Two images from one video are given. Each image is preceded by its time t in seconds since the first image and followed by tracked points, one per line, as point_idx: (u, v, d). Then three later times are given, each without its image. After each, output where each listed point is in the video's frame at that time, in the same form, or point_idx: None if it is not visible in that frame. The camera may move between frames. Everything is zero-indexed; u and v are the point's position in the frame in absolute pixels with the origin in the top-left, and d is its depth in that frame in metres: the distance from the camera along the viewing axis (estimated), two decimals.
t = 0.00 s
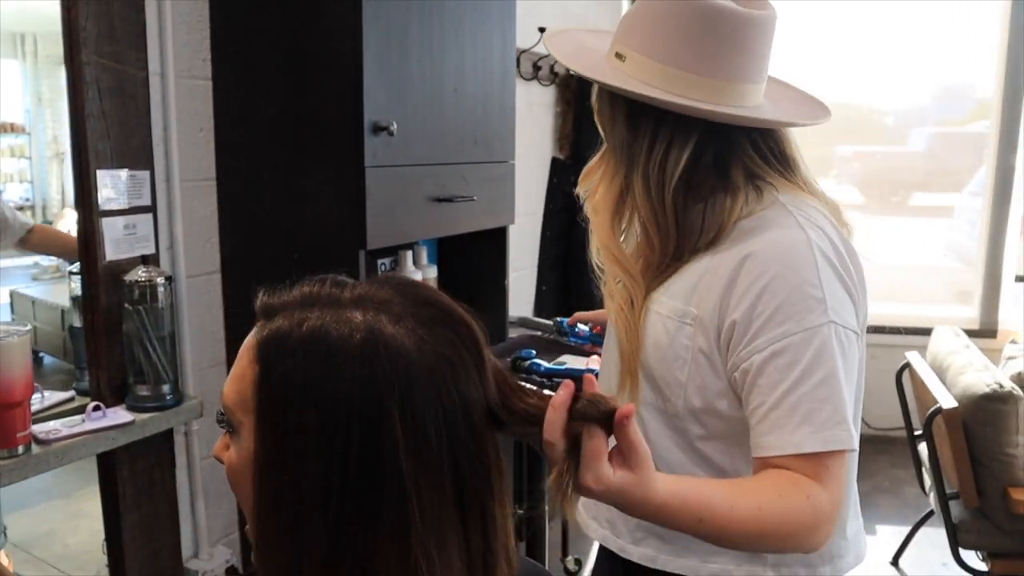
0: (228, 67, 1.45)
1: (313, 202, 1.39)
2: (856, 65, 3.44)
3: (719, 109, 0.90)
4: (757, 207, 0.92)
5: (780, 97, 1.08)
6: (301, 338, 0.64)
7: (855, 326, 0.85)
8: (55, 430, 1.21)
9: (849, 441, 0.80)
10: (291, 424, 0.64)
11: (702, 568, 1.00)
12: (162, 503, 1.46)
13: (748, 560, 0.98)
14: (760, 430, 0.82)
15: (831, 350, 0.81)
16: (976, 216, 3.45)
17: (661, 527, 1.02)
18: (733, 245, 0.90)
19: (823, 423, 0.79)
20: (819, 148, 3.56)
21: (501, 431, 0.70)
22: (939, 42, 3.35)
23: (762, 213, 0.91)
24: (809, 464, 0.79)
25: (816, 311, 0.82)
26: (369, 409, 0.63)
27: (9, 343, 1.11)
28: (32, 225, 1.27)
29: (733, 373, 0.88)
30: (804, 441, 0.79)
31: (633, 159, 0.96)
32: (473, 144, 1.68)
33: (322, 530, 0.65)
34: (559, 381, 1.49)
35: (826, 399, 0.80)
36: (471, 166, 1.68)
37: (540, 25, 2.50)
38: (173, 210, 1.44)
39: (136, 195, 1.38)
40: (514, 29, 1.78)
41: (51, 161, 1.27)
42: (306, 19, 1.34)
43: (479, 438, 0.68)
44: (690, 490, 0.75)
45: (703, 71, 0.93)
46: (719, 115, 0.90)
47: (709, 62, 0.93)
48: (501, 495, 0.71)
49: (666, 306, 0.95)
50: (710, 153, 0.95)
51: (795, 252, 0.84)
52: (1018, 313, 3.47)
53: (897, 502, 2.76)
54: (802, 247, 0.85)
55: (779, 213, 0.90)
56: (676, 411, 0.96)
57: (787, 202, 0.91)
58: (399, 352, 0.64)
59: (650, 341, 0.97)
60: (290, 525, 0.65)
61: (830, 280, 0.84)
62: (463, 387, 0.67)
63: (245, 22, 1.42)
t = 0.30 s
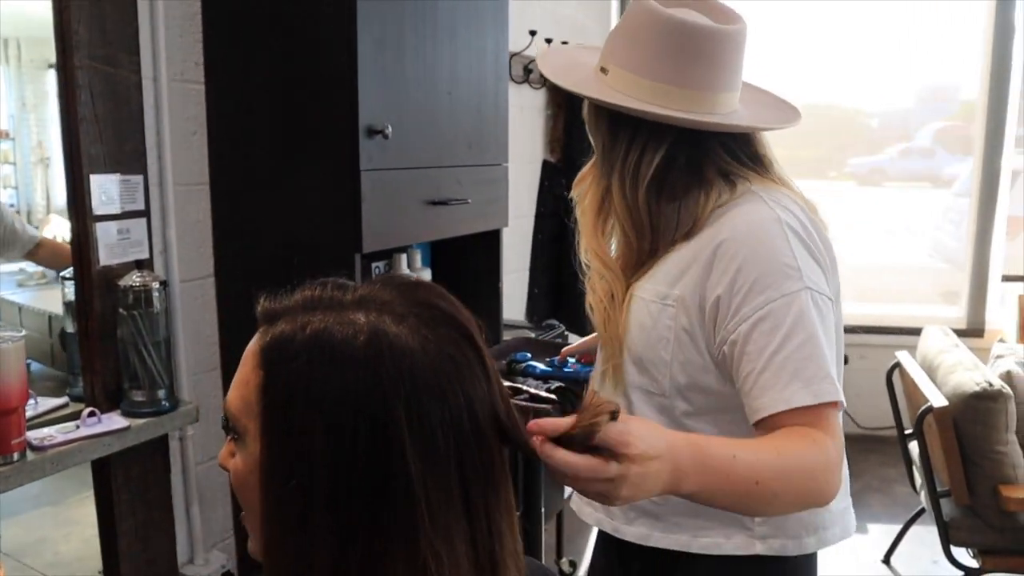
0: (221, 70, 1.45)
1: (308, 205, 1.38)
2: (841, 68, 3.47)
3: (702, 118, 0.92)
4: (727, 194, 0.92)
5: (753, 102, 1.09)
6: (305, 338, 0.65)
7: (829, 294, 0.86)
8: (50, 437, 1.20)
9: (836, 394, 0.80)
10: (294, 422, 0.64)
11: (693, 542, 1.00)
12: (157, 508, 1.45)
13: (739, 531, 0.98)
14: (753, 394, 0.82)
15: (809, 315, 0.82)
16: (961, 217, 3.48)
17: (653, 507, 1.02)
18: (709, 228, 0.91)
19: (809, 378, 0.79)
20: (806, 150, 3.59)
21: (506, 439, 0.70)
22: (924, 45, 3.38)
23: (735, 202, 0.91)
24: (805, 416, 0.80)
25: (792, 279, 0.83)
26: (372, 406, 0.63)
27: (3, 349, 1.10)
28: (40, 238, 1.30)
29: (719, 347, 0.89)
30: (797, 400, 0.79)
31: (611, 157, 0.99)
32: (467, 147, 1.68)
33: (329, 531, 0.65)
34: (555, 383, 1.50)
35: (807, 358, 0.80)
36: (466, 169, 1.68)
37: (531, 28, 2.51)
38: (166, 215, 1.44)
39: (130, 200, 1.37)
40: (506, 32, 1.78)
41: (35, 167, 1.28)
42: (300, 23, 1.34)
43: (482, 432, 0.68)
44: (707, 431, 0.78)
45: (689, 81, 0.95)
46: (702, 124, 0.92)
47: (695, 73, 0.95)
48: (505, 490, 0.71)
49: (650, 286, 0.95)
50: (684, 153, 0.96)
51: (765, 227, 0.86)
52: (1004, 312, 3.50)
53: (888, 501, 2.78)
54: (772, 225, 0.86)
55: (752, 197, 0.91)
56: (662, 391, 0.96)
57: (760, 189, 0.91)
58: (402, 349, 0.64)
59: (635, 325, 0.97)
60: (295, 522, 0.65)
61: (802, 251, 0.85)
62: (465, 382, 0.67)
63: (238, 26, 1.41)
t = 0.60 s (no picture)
0: (215, 74, 1.45)
1: (303, 208, 1.38)
2: (830, 70, 3.50)
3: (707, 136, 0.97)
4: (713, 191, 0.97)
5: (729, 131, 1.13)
6: (305, 338, 0.65)
7: (801, 272, 0.88)
8: (46, 442, 1.20)
9: (810, 352, 0.81)
10: (296, 423, 0.64)
11: (688, 526, 1.03)
12: (153, 513, 1.45)
13: (733, 514, 1.01)
14: (733, 361, 0.83)
15: (783, 287, 0.84)
16: (952, 219, 3.50)
17: (650, 494, 1.05)
18: (691, 225, 0.95)
19: (787, 339, 0.80)
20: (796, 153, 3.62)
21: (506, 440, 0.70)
22: (914, 47, 3.40)
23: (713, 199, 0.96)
24: (788, 373, 0.80)
25: (765, 255, 0.86)
26: (373, 406, 0.63)
27: None
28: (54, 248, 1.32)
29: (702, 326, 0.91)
30: (774, 359, 0.80)
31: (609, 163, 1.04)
32: (461, 149, 1.68)
33: (332, 531, 0.65)
34: (550, 384, 1.51)
35: (784, 321, 0.81)
36: (460, 171, 1.69)
37: (524, 31, 2.51)
38: (161, 219, 1.44)
39: (124, 204, 1.37)
40: (499, 35, 1.79)
41: (25, 172, 1.31)
42: (292, 26, 1.34)
43: (483, 431, 0.68)
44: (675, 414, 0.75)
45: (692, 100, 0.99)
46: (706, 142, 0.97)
47: (692, 88, 1.00)
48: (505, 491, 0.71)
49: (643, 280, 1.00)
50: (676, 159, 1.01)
51: (737, 218, 0.90)
52: (995, 312, 3.52)
53: (881, 501, 2.80)
54: (745, 216, 0.90)
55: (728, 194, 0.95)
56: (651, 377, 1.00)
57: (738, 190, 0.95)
58: (401, 348, 0.64)
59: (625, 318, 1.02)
60: (298, 523, 0.66)
61: (772, 236, 0.89)
62: (463, 382, 0.67)
63: (232, 29, 1.41)
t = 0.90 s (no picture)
0: (211, 72, 1.44)
1: (299, 206, 1.38)
2: (827, 69, 3.50)
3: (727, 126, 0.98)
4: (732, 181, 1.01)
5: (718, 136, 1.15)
6: (299, 335, 0.65)
7: (787, 261, 0.89)
8: (42, 441, 1.20)
9: (794, 336, 0.82)
10: (290, 421, 0.65)
11: (684, 518, 1.02)
12: (149, 511, 1.45)
13: (727, 504, 1.02)
14: (719, 349, 0.84)
15: (768, 275, 0.85)
16: (948, 217, 3.50)
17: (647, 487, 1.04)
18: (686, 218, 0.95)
19: (772, 325, 0.81)
20: (793, 152, 3.63)
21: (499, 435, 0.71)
22: (911, 46, 3.41)
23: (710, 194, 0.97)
24: (768, 357, 0.80)
25: (750, 245, 0.87)
26: (368, 404, 0.63)
27: None
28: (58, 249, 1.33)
29: (690, 315, 0.92)
30: (756, 344, 0.81)
31: (653, 155, 1.02)
32: (458, 148, 1.68)
33: (327, 524, 0.65)
34: (547, 382, 1.51)
35: (770, 309, 0.82)
36: (457, 169, 1.69)
37: (521, 30, 2.51)
38: (157, 217, 1.44)
39: (120, 202, 1.37)
40: (496, 33, 1.79)
41: (21, 172, 1.33)
42: (288, 25, 1.34)
43: (477, 430, 0.68)
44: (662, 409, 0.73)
45: (705, 93, 1.02)
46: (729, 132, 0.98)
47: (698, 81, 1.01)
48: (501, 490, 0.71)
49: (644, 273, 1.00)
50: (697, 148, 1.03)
51: (726, 212, 0.91)
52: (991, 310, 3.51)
53: (878, 499, 2.80)
54: (733, 211, 0.91)
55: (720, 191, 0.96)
56: (646, 369, 1.02)
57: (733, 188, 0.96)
58: (396, 346, 0.64)
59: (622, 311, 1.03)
60: (293, 519, 0.66)
61: (761, 230, 0.90)
62: (458, 380, 0.67)
63: (228, 27, 1.41)
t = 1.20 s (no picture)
0: (205, 65, 1.44)
1: (293, 200, 1.38)
2: (825, 65, 3.50)
3: (749, 110, 1.00)
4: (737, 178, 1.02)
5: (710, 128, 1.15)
6: (296, 328, 0.65)
7: (776, 254, 0.89)
8: (36, 434, 1.19)
9: (783, 329, 0.82)
10: (286, 417, 0.65)
11: (677, 510, 1.03)
12: (144, 505, 1.45)
13: (719, 495, 1.02)
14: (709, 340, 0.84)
15: (757, 269, 0.85)
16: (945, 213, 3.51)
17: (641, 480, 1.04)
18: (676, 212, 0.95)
19: (763, 318, 0.81)
20: (790, 148, 3.63)
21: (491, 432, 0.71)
22: (909, 41, 3.40)
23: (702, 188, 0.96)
24: (757, 350, 0.81)
25: (739, 239, 0.87)
26: (364, 400, 0.63)
27: None
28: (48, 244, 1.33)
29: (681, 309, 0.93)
30: (745, 336, 0.81)
31: (673, 154, 1.01)
32: (453, 143, 1.68)
33: (320, 519, 0.66)
34: (542, 377, 1.51)
35: (758, 302, 0.82)
36: (452, 164, 1.69)
37: (517, 24, 2.50)
38: (151, 212, 1.43)
39: (114, 196, 1.36)
40: (491, 28, 1.78)
41: (18, 166, 1.33)
42: (282, 17, 1.33)
43: (472, 427, 0.68)
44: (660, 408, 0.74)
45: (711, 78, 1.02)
46: (752, 119, 1.00)
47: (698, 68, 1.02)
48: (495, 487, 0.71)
49: (631, 273, 1.01)
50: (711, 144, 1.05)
51: (717, 206, 0.92)
52: (988, 307, 3.53)
53: (873, 494, 2.81)
54: (722, 206, 0.91)
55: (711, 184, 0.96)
56: (636, 363, 1.02)
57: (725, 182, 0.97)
58: (392, 342, 0.64)
59: (612, 305, 1.03)
60: (286, 515, 0.66)
61: (752, 225, 0.90)
62: (454, 378, 0.67)
63: (223, 21, 1.41)
